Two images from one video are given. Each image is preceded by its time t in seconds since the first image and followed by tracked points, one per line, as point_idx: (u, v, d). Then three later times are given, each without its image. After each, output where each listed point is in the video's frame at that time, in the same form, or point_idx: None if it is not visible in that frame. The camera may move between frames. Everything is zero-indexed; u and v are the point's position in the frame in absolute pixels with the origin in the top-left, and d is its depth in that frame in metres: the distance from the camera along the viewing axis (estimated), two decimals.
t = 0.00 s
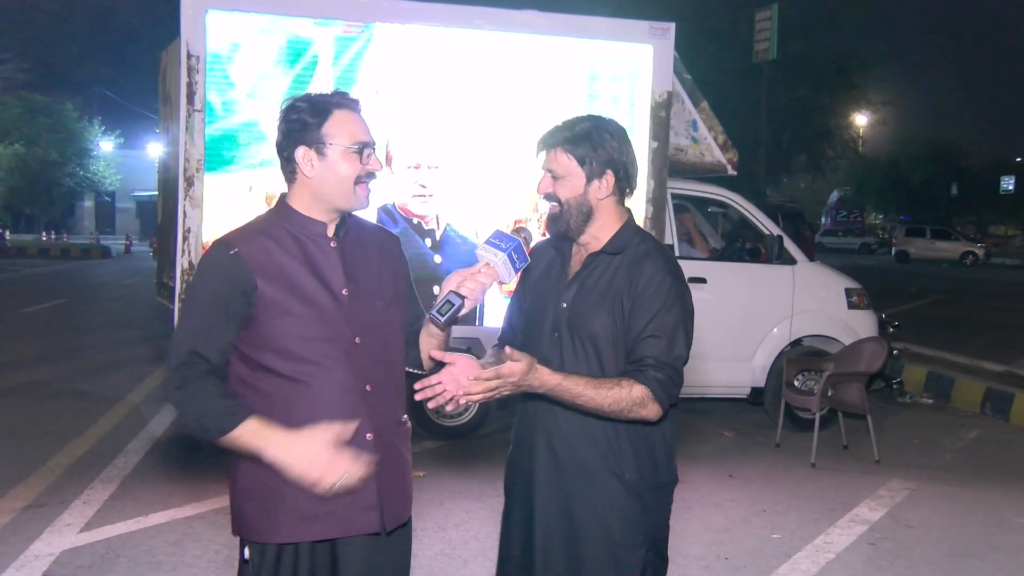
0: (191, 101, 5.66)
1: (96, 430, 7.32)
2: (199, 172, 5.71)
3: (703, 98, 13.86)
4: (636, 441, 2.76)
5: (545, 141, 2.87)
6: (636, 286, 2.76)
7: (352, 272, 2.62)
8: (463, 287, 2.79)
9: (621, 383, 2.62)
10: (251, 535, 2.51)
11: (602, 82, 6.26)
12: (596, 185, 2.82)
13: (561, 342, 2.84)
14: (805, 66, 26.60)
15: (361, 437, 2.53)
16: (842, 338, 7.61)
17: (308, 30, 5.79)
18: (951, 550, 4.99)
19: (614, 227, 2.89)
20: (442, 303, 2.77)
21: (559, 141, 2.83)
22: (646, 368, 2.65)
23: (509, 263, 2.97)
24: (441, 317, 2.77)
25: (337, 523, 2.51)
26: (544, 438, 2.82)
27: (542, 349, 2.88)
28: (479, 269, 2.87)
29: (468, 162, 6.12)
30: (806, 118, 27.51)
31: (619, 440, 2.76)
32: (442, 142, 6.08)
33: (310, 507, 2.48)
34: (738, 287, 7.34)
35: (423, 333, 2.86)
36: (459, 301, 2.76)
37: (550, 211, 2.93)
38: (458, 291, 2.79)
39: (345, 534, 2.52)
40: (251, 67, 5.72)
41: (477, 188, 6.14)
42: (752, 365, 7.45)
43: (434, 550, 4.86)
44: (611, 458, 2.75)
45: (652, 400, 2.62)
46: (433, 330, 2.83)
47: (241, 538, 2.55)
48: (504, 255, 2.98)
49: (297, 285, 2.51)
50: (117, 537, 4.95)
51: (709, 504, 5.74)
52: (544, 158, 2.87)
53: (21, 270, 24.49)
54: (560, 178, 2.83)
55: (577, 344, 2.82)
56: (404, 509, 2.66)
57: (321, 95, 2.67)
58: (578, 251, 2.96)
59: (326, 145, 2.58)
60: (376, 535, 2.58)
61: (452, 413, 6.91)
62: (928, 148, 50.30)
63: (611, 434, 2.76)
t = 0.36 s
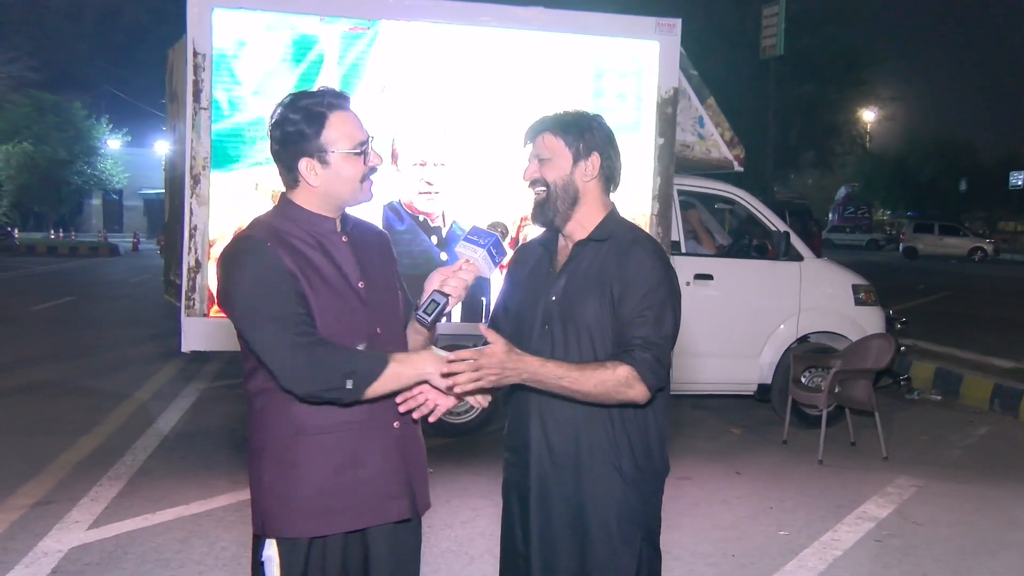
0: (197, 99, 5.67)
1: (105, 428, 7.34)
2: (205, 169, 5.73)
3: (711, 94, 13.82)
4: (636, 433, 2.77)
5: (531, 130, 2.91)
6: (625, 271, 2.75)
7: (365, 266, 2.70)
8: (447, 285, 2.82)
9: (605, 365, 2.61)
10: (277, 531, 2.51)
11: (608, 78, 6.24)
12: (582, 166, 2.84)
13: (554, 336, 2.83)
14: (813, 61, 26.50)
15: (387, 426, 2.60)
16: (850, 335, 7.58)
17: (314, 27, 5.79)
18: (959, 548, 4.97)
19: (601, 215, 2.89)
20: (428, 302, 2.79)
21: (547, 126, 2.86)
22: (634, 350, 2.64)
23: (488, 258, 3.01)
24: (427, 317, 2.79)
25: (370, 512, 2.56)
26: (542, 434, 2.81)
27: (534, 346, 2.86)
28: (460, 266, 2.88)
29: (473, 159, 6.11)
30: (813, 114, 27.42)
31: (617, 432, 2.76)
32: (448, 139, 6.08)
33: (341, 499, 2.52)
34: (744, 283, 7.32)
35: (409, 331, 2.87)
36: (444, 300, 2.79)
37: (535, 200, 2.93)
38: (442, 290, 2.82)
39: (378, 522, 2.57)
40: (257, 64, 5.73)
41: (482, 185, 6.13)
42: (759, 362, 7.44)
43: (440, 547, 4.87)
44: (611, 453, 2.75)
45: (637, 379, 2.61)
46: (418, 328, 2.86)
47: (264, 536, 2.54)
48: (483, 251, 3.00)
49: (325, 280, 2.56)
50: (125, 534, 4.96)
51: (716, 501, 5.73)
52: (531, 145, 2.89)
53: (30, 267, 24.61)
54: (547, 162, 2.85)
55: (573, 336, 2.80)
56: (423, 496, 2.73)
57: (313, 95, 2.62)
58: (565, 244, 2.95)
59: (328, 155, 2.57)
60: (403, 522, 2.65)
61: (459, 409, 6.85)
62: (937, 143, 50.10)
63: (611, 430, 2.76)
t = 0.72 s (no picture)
0: (202, 97, 5.68)
1: (111, 426, 7.35)
2: (211, 168, 5.74)
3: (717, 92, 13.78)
4: (629, 430, 2.78)
5: (517, 128, 2.91)
6: (608, 264, 2.74)
7: (373, 267, 2.74)
8: (437, 290, 2.95)
9: (575, 365, 2.63)
10: (297, 531, 2.50)
11: (613, 76, 6.23)
12: (573, 158, 2.85)
13: (543, 331, 2.82)
14: (818, 59, 26.44)
15: (401, 426, 2.64)
16: (855, 332, 7.57)
17: (318, 26, 5.79)
18: (966, 545, 4.96)
19: (587, 207, 2.90)
20: (420, 307, 2.89)
21: (537, 120, 2.87)
22: (606, 344, 2.63)
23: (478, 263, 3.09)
24: (419, 321, 2.88)
25: (381, 510, 2.59)
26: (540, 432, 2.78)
27: (525, 342, 2.85)
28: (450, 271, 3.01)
29: (477, 156, 6.11)
30: (819, 111, 27.34)
31: (614, 428, 2.76)
32: (452, 137, 6.07)
33: (357, 497, 2.54)
34: (749, 281, 7.32)
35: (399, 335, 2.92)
36: (435, 304, 2.91)
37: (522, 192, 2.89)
38: (433, 294, 2.94)
39: (391, 521, 2.60)
40: (262, 63, 5.73)
41: (487, 183, 6.13)
42: (764, 359, 7.43)
43: (445, 545, 4.87)
44: (611, 449, 2.76)
45: (609, 373, 2.60)
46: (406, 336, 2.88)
47: (281, 537, 2.53)
48: (473, 256, 3.09)
49: (344, 279, 2.60)
50: (131, 532, 4.97)
51: (721, 499, 5.72)
52: (519, 139, 2.88)
53: (37, 266, 24.67)
54: (537, 154, 2.85)
55: (563, 331, 2.79)
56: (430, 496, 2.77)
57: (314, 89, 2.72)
58: (552, 239, 2.96)
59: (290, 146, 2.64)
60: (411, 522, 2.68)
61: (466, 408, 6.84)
62: (943, 140, 49.94)
63: (613, 427, 2.76)
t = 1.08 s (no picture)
0: (203, 98, 5.68)
1: (111, 426, 7.36)
2: (212, 169, 5.74)
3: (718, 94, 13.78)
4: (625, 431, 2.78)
5: (509, 129, 2.87)
6: (599, 265, 2.75)
7: (379, 273, 2.74)
8: (433, 306, 2.73)
9: (579, 370, 2.64)
10: (272, 525, 2.52)
11: (614, 77, 6.23)
12: (568, 161, 2.86)
13: (536, 334, 2.81)
14: (820, 60, 26.46)
15: (390, 432, 2.63)
16: (855, 334, 7.56)
17: (319, 27, 5.80)
18: (968, 548, 4.95)
19: (576, 209, 2.90)
20: (412, 321, 2.68)
21: (530, 122, 2.85)
22: (607, 347, 2.64)
23: (481, 280, 2.81)
24: (410, 336, 2.67)
25: (361, 514, 2.58)
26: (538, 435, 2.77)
27: (518, 345, 2.85)
28: (449, 287, 2.79)
29: (478, 158, 6.11)
30: (820, 112, 27.34)
31: (609, 430, 2.76)
32: (453, 138, 6.06)
33: (335, 498, 2.54)
34: (750, 283, 7.32)
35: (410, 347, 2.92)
36: (428, 320, 2.70)
37: (513, 195, 2.86)
38: (427, 310, 2.72)
39: (370, 526, 2.59)
40: (263, 64, 5.74)
41: (487, 184, 6.13)
42: (765, 361, 7.43)
43: (445, 546, 4.87)
44: (609, 452, 2.75)
45: (613, 375, 2.62)
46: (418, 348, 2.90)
47: (258, 526, 2.55)
48: (473, 272, 2.82)
49: (343, 282, 2.60)
50: (131, 532, 4.98)
51: (722, 501, 5.72)
52: (512, 140, 2.84)
53: (39, 266, 24.72)
54: (534, 156, 2.82)
55: (555, 332, 2.78)
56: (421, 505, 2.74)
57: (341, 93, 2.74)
58: (540, 241, 2.96)
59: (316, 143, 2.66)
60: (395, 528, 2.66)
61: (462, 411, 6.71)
62: (945, 142, 49.93)
63: (611, 429, 2.76)
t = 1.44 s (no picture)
0: (213, 100, 5.70)
1: (122, 427, 7.39)
2: (222, 171, 5.76)
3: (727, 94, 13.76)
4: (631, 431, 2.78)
5: (527, 130, 2.86)
6: (611, 267, 2.77)
7: (387, 275, 2.74)
8: (436, 311, 2.70)
9: (645, 372, 2.70)
10: (281, 523, 2.53)
11: (623, 78, 6.23)
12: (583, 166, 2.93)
13: (548, 336, 2.80)
14: (829, 61, 26.39)
15: (398, 432, 2.62)
16: (865, 335, 7.53)
17: (328, 28, 5.81)
18: (979, 550, 4.92)
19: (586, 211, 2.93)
20: (414, 328, 2.66)
21: (552, 125, 2.88)
22: (661, 348, 2.73)
23: (483, 286, 2.74)
24: (414, 342, 2.66)
25: (371, 514, 2.58)
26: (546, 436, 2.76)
27: (526, 346, 2.83)
28: (450, 292, 2.73)
29: (487, 158, 6.10)
30: (830, 112, 27.27)
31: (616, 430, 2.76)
32: (462, 139, 6.05)
33: (343, 497, 2.54)
34: (760, 284, 7.30)
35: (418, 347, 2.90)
36: (431, 326, 2.67)
37: (534, 197, 2.84)
38: (431, 316, 2.69)
39: (378, 526, 2.59)
40: (273, 66, 5.76)
41: (496, 185, 6.12)
42: (775, 362, 7.41)
43: (454, 547, 4.87)
44: (619, 454, 2.75)
45: (677, 370, 2.74)
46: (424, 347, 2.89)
47: (268, 525, 2.57)
48: (474, 278, 2.74)
49: (351, 284, 2.61)
50: (142, 533, 5.00)
51: (731, 502, 5.71)
52: (536, 142, 2.84)
53: (51, 268, 24.86)
54: (559, 158, 2.85)
55: (563, 333, 2.78)
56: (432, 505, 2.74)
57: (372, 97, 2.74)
58: (545, 242, 2.95)
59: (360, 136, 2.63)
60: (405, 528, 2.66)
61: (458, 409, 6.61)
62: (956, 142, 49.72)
63: (620, 431, 2.76)
